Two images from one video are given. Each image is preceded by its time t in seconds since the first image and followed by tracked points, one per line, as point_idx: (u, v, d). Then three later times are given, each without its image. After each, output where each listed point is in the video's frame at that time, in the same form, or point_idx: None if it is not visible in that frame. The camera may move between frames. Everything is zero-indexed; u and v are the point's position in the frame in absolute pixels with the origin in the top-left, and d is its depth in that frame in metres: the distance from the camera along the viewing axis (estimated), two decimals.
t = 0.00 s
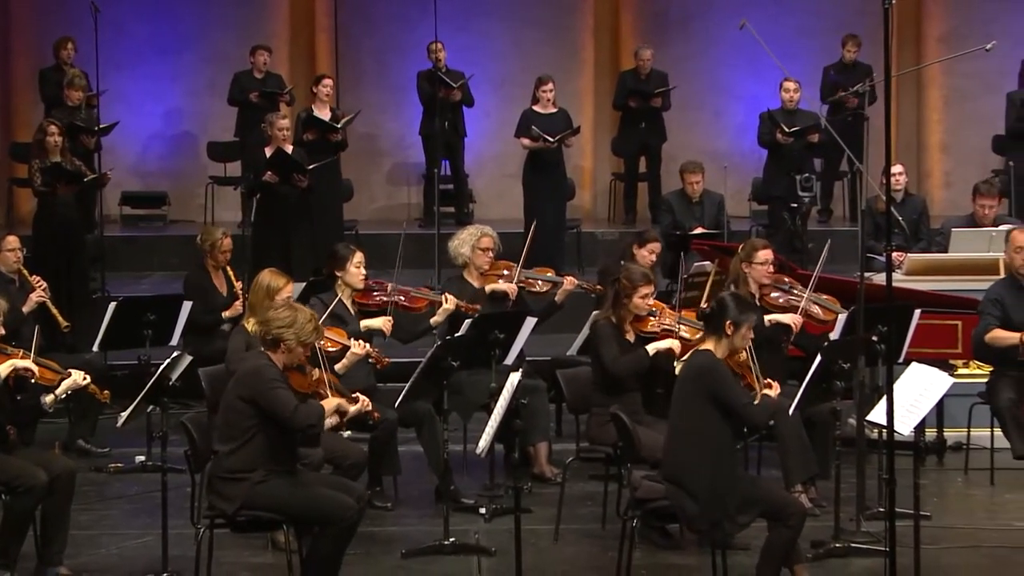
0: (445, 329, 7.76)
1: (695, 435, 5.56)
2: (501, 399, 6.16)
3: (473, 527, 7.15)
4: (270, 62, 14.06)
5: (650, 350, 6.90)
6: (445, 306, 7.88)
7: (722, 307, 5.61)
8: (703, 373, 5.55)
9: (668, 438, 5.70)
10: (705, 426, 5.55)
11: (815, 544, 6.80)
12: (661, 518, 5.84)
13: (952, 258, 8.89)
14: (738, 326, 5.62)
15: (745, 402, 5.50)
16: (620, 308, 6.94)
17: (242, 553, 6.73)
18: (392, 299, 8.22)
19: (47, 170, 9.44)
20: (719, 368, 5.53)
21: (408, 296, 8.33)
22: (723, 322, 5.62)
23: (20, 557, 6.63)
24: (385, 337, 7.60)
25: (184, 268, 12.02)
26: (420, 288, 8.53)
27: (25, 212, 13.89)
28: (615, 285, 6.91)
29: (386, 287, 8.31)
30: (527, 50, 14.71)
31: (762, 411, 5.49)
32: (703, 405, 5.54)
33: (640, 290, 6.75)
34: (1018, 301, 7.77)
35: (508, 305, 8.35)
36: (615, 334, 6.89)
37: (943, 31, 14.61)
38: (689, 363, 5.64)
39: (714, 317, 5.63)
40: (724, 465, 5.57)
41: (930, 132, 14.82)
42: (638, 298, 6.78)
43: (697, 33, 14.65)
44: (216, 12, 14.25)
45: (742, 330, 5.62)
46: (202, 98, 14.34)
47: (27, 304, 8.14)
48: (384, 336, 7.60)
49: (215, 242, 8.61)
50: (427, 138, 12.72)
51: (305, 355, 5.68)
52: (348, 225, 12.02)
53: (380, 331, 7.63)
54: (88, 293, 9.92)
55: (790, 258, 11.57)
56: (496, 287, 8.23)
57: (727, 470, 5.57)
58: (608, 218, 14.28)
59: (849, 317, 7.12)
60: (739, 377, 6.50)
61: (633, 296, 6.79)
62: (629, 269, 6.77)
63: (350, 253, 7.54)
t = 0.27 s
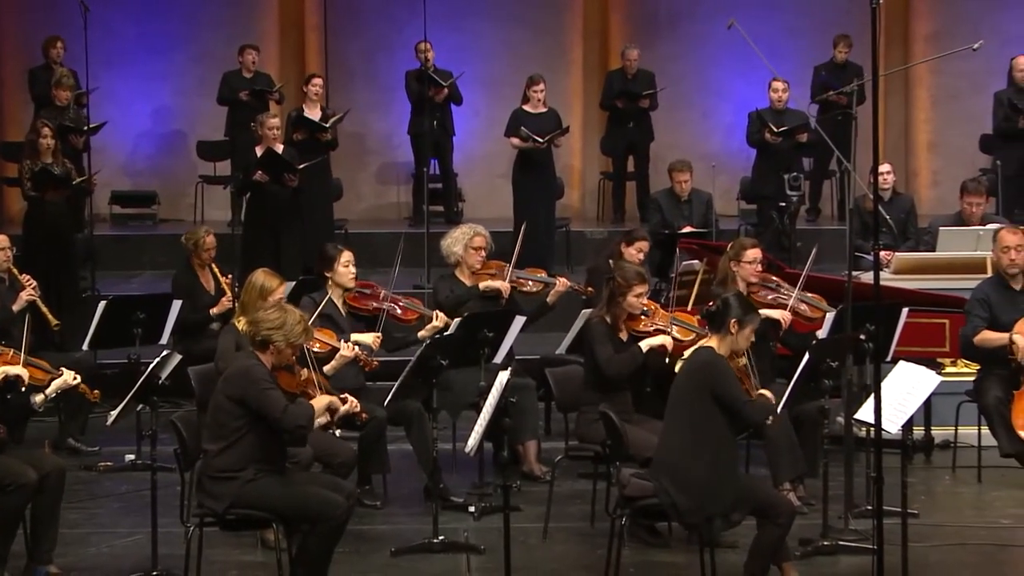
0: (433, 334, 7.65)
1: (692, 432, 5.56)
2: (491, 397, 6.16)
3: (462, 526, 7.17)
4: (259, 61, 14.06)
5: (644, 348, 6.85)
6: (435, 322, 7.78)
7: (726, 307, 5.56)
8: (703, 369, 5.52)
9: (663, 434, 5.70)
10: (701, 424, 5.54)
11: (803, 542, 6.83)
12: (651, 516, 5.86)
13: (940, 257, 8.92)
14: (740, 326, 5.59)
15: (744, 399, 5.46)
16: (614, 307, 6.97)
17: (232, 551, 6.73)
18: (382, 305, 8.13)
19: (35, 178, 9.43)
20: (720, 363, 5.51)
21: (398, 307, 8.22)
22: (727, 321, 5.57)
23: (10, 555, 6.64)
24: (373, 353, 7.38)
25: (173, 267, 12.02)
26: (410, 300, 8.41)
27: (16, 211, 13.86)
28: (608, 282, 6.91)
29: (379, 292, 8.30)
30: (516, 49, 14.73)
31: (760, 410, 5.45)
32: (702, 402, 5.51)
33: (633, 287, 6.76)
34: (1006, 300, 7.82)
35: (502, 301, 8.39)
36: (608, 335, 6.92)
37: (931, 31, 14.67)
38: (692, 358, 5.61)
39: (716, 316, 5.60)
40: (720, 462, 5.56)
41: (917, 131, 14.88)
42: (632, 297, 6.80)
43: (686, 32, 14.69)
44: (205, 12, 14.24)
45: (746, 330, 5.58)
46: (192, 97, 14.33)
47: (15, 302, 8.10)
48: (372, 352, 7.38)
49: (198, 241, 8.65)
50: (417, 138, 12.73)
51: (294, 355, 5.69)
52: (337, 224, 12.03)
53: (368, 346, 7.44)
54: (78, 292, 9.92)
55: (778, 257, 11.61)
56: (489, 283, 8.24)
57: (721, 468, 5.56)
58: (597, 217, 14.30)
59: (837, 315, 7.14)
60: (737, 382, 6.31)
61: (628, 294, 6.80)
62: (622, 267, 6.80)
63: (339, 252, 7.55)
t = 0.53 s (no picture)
0: (423, 332, 7.69)
1: (681, 430, 5.60)
2: (478, 395, 6.17)
3: (451, 524, 7.18)
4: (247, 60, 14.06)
5: (638, 350, 6.88)
6: (424, 319, 7.81)
7: (718, 310, 5.53)
8: (692, 368, 5.58)
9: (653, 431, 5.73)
10: (690, 423, 5.58)
11: (791, 540, 6.86)
12: (640, 514, 5.88)
13: (927, 255, 8.95)
14: (732, 326, 5.59)
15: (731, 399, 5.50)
16: (607, 304, 6.93)
17: (221, 550, 6.73)
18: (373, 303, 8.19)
19: (24, 180, 9.41)
20: (709, 362, 5.57)
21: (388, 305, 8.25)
22: (720, 323, 5.56)
23: None
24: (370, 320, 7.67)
25: (162, 266, 12.01)
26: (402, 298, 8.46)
27: (4, 211, 13.83)
28: (599, 276, 6.89)
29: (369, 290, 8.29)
30: (504, 49, 14.74)
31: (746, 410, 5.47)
32: (689, 401, 5.56)
33: (623, 280, 6.78)
34: (993, 300, 7.86)
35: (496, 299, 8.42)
36: (602, 333, 6.91)
37: (918, 30, 14.71)
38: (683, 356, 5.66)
39: (709, 317, 5.56)
40: (707, 458, 5.59)
41: (905, 130, 14.93)
42: (623, 289, 6.81)
43: (675, 31, 14.71)
44: (194, 11, 14.23)
45: (738, 331, 5.59)
46: (181, 96, 14.32)
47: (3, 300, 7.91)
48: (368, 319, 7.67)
49: (182, 235, 8.64)
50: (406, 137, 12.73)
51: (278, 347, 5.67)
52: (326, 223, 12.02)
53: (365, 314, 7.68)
54: (67, 291, 9.90)
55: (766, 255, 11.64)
56: (482, 279, 8.28)
57: (708, 467, 5.59)
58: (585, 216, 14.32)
59: (825, 314, 7.17)
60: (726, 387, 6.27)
61: (617, 287, 6.81)
62: (610, 260, 6.83)
63: (325, 254, 7.61)
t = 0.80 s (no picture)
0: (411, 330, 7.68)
1: (665, 430, 5.62)
2: (465, 394, 6.19)
3: (438, 522, 7.19)
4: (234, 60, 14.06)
5: (626, 346, 6.89)
6: (413, 316, 7.82)
7: (702, 308, 5.59)
8: (675, 368, 5.58)
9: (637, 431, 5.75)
10: (674, 423, 5.60)
11: (778, 538, 6.88)
12: (626, 512, 5.90)
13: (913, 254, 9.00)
14: (717, 325, 5.65)
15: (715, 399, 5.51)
16: (594, 300, 6.96)
17: (208, 548, 6.74)
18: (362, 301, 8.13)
19: (12, 181, 9.38)
20: (692, 363, 5.57)
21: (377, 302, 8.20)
22: (708, 322, 5.61)
23: None
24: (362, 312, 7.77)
25: (149, 265, 11.99)
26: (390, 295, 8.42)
27: None
28: (585, 273, 6.93)
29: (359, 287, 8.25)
30: (491, 48, 14.75)
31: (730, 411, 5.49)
32: (672, 402, 5.57)
33: (609, 274, 6.83)
34: (979, 298, 7.90)
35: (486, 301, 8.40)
36: (591, 331, 6.92)
37: (905, 29, 14.79)
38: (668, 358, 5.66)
39: (694, 316, 5.60)
40: (692, 457, 5.61)
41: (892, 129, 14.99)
42: (609, 284, 6.85)
43: (662, 30, 14.75)
44: (182, 10, 14.22)
45: (724, 329, 5.65)
46: (169, 95, 14.30)
47: None
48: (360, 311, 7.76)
49: (166, 231, 8.66)
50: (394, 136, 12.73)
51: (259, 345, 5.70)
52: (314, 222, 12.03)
53: (357, 307, 7.78)
54: (55, 290, 9.89)
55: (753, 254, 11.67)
56: (476, 283, 8.26)
57: (694, 466, 5.61)
58: (573, 214, 14.34)
59: (810, 313, 7.19)
60: (712, 384, 6.28)
61: (603, 282, 6.85)
62: (595, 256, 6.89)
63: (314, 253, 7.62)
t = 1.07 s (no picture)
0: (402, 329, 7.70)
1: (647, 433, 5.61)
2: (453, 392, 6.20)
3: (425, 520, 7.21)
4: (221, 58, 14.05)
5: (614, 343, 7.02)
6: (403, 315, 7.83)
7: (678, 307, 5.53)
8: (655, 372, 5.55)
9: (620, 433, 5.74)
10: (657, 426, 5.59)
11: (764, 536, 6.91)
12: (613, 510, 5.92)
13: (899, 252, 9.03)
14: (694, 322, 5.59)
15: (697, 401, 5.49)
16: (579, 299, 6.95)
17: (196, 546, 6.75)
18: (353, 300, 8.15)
19: None
20: (671, 367, 5.54)
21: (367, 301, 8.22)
22: (685, 320, 5.54)
23: None
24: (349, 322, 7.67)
25: (136, 263, 11.98)
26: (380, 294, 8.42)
27: None
28: (569, 272, 6.92)
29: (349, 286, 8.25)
30: (478, 47, 14.76)
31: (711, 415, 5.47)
32: (654, 405, 5.56)
33: (594, 272, 6.82)
34: (966, 296, 7.93)
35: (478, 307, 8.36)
36: (578, 329, 6.94)
37: (891, 28, 14.81)
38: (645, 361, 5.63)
39: (670, 317, 5.55)
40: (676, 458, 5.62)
41: (878, 127, 15.03)
42: (595, 282, 6.83)
43: (649, 29, 14.77)
44: (170, 9, 14.20)
45: (701, 322, 5.59)
46: (157, 94, 14.28)
47: None
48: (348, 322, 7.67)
49: (148, 227, 8.72)
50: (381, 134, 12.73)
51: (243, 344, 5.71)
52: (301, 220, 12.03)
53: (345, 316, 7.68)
54: (42, 289, 9.87)
55: (740, 252, 11.71)
56: (466, 291, 8.23)
57: (680, 467, 5.61)
58: (560, 213, 14.36)
59: (797, 311, 7.21)
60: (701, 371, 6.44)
61: (589, 280, 6.84)
62: (580, 254, 6.88)
63: (309, 250, 7.62)
